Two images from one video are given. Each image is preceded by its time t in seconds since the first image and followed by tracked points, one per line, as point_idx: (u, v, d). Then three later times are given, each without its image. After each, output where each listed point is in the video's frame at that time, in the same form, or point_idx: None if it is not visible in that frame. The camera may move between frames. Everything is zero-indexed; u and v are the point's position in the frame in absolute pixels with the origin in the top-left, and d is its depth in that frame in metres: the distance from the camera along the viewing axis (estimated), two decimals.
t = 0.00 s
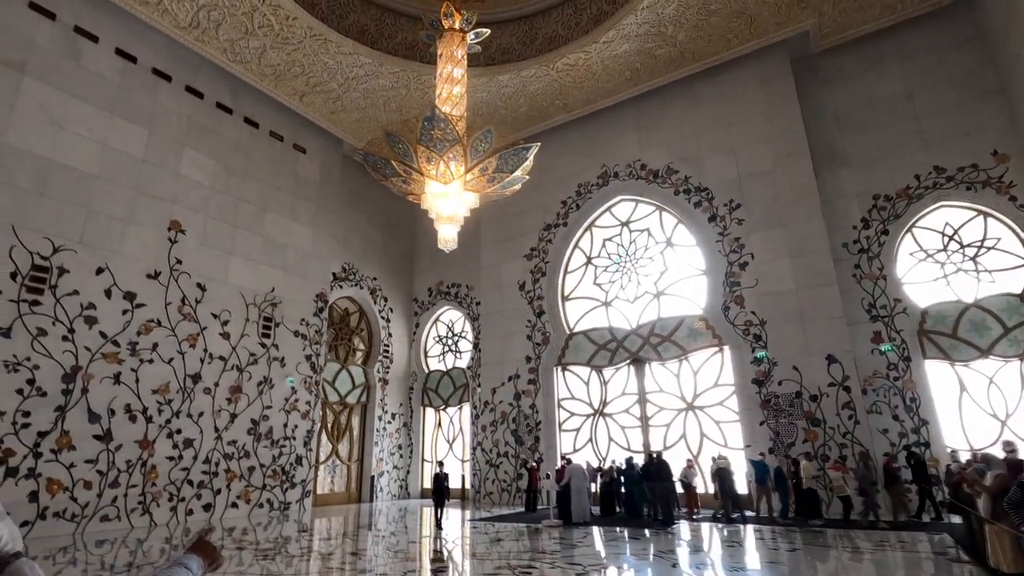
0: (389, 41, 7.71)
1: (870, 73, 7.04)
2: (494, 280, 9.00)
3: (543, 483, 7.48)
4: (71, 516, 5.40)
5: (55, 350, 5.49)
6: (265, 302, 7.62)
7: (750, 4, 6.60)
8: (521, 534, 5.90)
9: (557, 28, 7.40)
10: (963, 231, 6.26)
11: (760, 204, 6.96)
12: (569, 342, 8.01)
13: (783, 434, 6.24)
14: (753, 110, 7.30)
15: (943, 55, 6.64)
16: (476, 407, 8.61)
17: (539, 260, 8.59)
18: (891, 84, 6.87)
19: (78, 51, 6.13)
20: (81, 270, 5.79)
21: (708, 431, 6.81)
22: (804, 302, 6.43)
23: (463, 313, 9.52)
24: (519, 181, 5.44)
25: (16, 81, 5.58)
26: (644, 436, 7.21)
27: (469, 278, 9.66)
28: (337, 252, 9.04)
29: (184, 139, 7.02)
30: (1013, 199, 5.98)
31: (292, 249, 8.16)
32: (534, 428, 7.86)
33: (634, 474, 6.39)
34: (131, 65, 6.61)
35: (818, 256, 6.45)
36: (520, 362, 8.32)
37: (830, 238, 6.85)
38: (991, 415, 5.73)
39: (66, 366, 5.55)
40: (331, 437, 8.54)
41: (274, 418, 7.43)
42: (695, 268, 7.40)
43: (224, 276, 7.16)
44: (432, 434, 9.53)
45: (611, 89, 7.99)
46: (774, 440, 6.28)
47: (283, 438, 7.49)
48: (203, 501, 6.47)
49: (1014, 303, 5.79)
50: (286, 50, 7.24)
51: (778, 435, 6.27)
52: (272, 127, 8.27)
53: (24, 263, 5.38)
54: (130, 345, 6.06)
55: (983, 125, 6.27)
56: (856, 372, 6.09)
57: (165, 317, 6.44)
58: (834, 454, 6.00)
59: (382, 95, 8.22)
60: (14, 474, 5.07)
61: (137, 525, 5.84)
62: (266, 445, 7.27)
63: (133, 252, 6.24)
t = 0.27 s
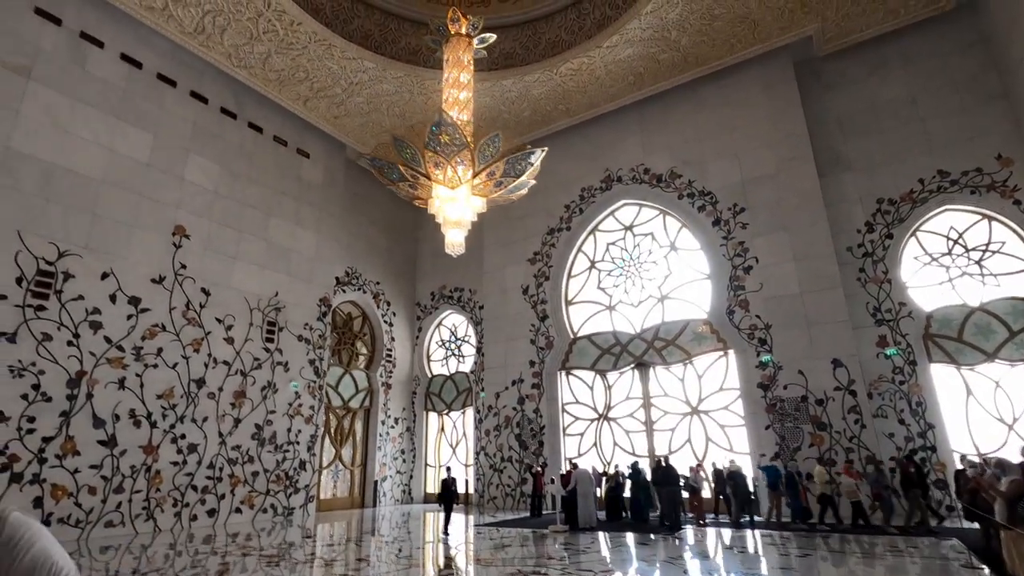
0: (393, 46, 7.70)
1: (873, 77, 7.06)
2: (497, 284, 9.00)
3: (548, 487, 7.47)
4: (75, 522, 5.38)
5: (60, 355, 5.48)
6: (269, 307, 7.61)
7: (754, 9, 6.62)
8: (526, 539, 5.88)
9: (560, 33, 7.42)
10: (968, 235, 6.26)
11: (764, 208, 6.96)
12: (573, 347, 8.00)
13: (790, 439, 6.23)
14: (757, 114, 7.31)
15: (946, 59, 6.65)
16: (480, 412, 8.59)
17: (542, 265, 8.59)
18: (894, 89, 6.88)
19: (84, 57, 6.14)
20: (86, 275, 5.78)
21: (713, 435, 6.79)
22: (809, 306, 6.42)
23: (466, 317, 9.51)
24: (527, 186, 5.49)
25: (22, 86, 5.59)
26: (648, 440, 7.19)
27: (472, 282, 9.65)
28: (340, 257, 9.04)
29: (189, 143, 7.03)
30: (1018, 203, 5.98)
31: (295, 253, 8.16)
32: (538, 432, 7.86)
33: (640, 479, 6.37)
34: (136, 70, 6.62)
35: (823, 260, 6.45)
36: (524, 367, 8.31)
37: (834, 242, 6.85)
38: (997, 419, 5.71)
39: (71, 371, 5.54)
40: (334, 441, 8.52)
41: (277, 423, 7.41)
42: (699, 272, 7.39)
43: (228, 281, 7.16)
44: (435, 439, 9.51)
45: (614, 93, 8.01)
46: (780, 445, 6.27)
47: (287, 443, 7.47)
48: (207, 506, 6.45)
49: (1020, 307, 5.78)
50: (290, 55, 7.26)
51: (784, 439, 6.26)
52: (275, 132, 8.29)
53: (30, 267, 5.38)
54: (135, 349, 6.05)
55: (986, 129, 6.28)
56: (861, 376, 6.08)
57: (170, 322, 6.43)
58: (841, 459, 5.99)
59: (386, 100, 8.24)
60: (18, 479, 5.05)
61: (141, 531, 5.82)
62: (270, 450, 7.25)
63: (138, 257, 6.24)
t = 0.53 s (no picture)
0: (397, 47, 7.65)
1: (875, 82, 7.09)
2: (498, 285, 9.01)
3: (549, 488, 7.48)
4: (76, 521, 5.37)
5: (62, 353, 5.47)
6: (270, 306, 7.61)
7: (757, 13, 6.65)
8: (527, 541, 5.89)
9: (564, 35, 7.43)
10: (969, 240, 6.29)
11: (766, 212, 6.99)
12: (574, 348, 8.01)
13: (791, 442, 6.25)
14: (759, 118, 7.34)
15: (947, 65, 6.69)
16: (480, 413, 8.60)
17: (543, 266, 8.60)
18: (896, 94, 6.91)
19: (87, 55, 6.13)
20: (88, 274, 5.77)
21: (714, 437, 6.80)
22: (810, 310, 6.45)
23: (466, 318, 9.51)
24: (531, 188, 5.50)
25: (25, 84, 5.58)
26: (649, 442, 7.19)
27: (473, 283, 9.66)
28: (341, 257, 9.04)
29: (192, 143, 7.02)
30: (1018, 208, 6.01)
31: (297, 253, 8.16)
32: (539, 434, 7.87)
33: (642, 481, 6.39)
34: (140, 68, 6.61)
35: (824, 264, 6.47)
36: (525, 368, 8.32)
37: (835, 246, 6.88)
38: (997, 423, 5.74)
39: (72, 370, 5.53)
40: (334, 442, 8.52)
41: (278, 423, 7.40)
42: (700, 275, 7.41)
43: (230, 280, 7.15)
44: (435, 439, 9.51)
45: (617, 96, 8.03)
46: (781, 448, 6.29)
47: (287, 443, 7.47)
48: (208, 506, 6.44)
49: (1020, 312, 5.81)
50: (294, 55, 7.26)
51: (785, 442, 6.28)
52: (278, 131, 8.28)
53: (32, 265, 5.37)
54: (137, 348, 6.04)
55: (987, 135, 6.32)
56: (862, 380, 6.09)
57: (171, 321, 6.42)
58: (842, 462, 6.01)
59: (389, 100, 8.23)
60: (20, 478, 5.04)
61: (142, 530, 5.80)
62: (271, 450, 7.25)
63: (140, 256, 6.23)
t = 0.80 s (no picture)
0: (390, 44, 7.62)
1: (861, 93, 7.23)
2: (487, 285, 9.02)
3: (534, 488, 7.51)
4: (53, 518, 5.26)
5: (42, 347, 5.35)
6: (257, 302, 7.52)
7: (749, 22, 6.75)
8: (512, 540, 5.91)
9: (558, 37, 7.45)
10: (948, 249, 6.46)
11: (753, 217, 7.10)
12: (562, 349, 8.05)
13: (774, 444, 6.35)
14: (748, 125, 7.45)
15: (931, 78, 6.85)
16: (467, 412, 8.60)
17: (533, 267, 8.63)
18: (881, 105, 7.07)
19: (74, 42, 6.01)
20: (71, 266, 5.65)
21: (698, 439, 6.88)
22: (795, 315, 6.56)
23: (454, 318, 9.51)
24: (524, 189, 5.49)
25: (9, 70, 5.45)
26: (634, 444, 7.26)
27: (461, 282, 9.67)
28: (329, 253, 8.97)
29: (180, 135, 6.92)
30: (996, 219, 6.18)
31: (284, 249, 8.09)
32: (525, 434, 7.89)
33: (627, 482, 6.45)
34: (127, 58, 6.50)
35: (810, 270, 6.59)
36: (513, 368, 8.34)
37: (820, 252, 7.01)
38: (973, 428, 5.89)
39: (53, 364, 5.41)
40: (318, 440, 8.46)
41: (262, 420, 7.33)
42: (687, 278, 7.49)
43: (216, 275, 7.05)
44: (420, 438, 9.49)
45: (609, 99, 8.10)
46: (764, 450, 6.39)
47: (272, 441, 7.39)
48: (189, 504, 6.35)
49: (996, 320, 5.97)
50: (285, 49, 7.19)
51: (768, 445, 6.37)
52: (267, 125, 8.19)
53: (13, 256, 5.24)
54: (119, 342, 5.93)
55: (968, 147, 6.48)
56: (844, 384, 6.21)
57: (156, 316, 6.31)
58: (822, 464, 6.12)
59: (380, 98, 8.20)
60: None
61: (121, 528, 5.70)
62: (255, 448, 7.17)
63: (124, 249, 6.12)
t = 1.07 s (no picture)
0: (368, 33, 7.49)
1: (829, 104, 7.47)
2: (461, 281, 9.00)
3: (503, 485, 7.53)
4: None
5: None
6: (223, 292, 7.32)
7: (725, 30, 6.88)
8: (479, 537, 5.92)
9: (537, 35, 7.45)
10: (907, 258, 6.72)
11: (724, 222, 7.26)
12: (534, 347, 8.09)
13: (738, 443, 6.51)
14: (721, 131, 7.61)
15: (895, 93, 7.12)
16: (436, 408, 8.57)
17: (507, 264, 8.64)
18: (849, 117, 7.30)
19: (33, 14, 5.73)
20: (24, 249, 5.39)
21: (665, 438, 7.00)
22: (760, 318, 6.75)
23: (426, 313, 9.44)
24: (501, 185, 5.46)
25: None
26: (603, 442, 7.35)
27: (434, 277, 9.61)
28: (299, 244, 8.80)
29: (145, 116, 6.68)
30: (951, 231, 6.47)
31: (253, 238, 7.89)
32: (495, 431, 7.91)
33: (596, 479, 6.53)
34: (90, 34, 6.23)
35: (776, 275, 6.78)
36: (484, 365, 8.34)
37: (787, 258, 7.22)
38: (924, 430, 6.18)
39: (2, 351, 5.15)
40: (283, 434, 8.30)
41: (226, 413, 7.14)
42: (659, 279, 7.61)
43: (180, 263, 6.84)
44: (388, 434, 9.40)
45: (586, 100, 8.17)
46: (728, 449, 6.54)
47: (235, 434, 7.21)
48: (146, 498, 6.14)
49: (949, 327, 6.25)
50: (259, 32, 7.01)
51: (733, 444, 6.53)
52: (238, 111, 7.98)
53: None
54: (75, 330, 5.70)
55: (927, 161, 6.77)
56: (806, 386, 6.42)
57: (115, 303, 6.08)
58: (783, 463, 6.32)
59: (356, 87, 8.07)
60: None
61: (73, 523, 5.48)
62: (217, 441, 6.98)
63: (82, 233, 5.88)
